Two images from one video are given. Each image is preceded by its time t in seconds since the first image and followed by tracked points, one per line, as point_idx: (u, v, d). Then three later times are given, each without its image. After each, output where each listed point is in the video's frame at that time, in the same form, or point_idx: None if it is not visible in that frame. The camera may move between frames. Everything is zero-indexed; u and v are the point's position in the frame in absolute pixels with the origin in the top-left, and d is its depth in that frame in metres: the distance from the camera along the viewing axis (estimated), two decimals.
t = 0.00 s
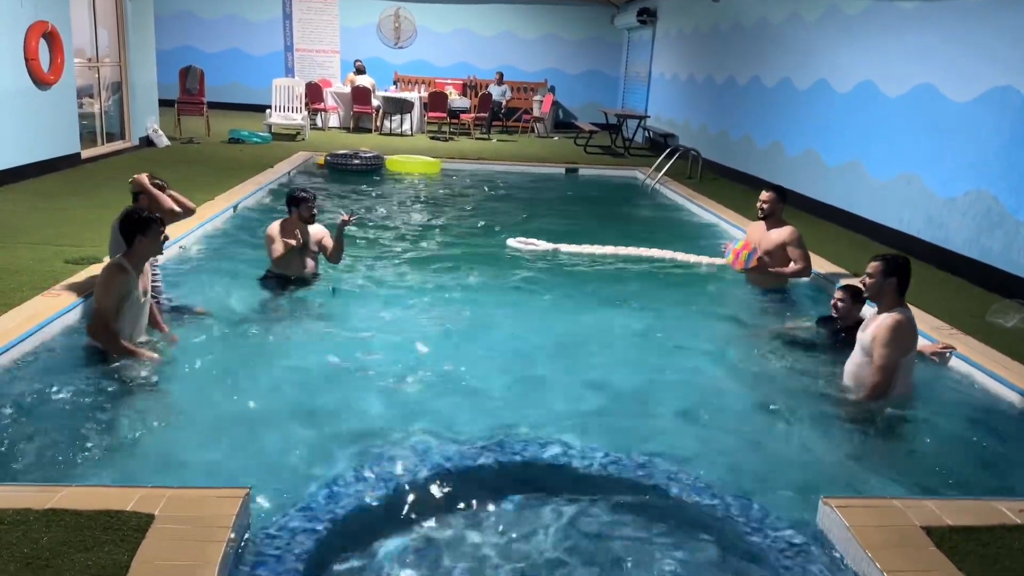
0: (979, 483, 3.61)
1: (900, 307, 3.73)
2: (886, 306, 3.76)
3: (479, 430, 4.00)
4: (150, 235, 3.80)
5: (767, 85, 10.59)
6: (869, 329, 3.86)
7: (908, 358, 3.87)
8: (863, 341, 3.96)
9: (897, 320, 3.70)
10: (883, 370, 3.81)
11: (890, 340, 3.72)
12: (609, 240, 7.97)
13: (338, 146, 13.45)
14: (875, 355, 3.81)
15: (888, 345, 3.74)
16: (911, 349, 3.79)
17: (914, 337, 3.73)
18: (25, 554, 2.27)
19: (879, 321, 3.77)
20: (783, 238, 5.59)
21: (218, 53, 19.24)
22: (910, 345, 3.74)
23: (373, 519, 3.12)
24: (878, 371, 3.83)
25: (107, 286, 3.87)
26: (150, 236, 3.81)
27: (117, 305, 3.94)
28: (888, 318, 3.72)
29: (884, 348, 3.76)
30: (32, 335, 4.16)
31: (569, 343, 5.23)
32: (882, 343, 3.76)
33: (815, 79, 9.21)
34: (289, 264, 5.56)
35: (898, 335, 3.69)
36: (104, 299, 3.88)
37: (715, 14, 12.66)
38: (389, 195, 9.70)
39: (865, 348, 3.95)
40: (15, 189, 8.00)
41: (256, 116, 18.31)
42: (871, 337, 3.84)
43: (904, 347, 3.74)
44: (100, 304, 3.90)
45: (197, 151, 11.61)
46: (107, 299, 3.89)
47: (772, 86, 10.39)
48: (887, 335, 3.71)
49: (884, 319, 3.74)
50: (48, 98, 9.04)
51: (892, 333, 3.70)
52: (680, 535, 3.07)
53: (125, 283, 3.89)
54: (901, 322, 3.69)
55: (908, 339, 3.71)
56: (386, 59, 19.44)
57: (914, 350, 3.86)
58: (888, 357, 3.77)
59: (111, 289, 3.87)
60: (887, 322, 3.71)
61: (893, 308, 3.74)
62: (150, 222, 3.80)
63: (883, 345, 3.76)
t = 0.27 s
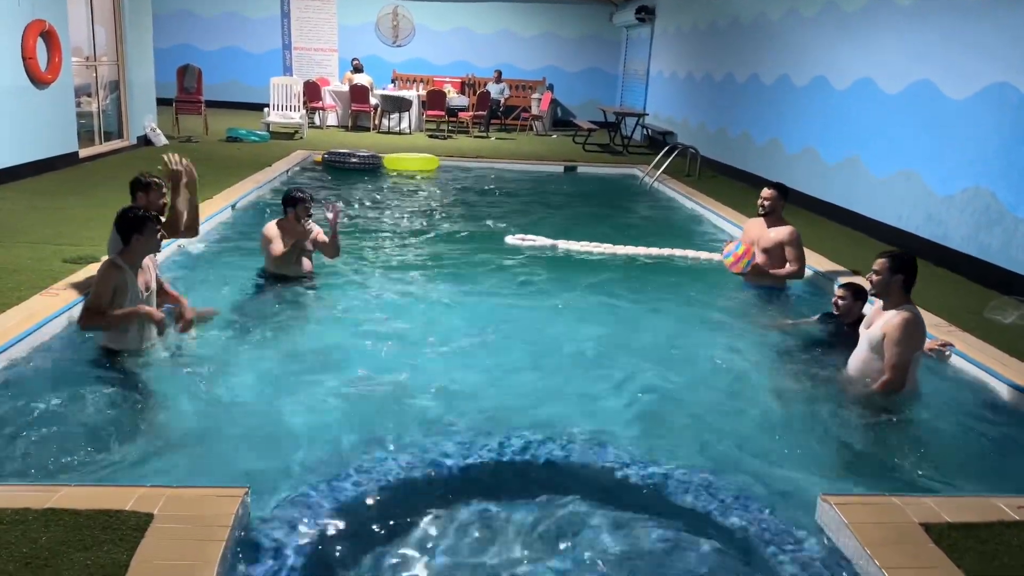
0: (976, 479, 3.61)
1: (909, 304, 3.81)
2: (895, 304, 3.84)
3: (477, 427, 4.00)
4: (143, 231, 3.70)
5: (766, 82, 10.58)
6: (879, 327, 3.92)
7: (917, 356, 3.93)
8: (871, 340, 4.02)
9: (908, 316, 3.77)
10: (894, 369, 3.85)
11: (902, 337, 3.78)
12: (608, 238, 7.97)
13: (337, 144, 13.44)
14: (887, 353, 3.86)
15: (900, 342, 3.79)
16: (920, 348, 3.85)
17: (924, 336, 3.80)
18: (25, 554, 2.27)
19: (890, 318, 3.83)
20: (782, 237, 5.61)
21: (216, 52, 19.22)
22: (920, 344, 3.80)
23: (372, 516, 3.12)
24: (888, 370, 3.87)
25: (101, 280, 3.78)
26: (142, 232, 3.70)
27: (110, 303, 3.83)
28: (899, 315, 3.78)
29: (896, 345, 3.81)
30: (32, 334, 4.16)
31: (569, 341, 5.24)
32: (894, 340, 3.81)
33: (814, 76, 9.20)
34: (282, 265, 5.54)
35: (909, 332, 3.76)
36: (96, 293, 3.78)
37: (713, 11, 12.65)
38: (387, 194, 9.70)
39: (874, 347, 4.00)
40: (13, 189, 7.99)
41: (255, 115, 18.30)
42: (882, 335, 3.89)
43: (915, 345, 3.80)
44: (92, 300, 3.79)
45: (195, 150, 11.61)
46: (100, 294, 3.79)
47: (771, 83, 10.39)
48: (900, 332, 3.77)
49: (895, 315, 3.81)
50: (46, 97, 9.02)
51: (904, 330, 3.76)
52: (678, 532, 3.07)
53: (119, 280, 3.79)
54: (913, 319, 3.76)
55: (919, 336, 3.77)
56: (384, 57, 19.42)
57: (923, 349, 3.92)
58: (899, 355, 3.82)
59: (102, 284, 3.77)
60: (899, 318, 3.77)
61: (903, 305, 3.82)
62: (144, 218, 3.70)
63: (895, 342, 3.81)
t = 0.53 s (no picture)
0: (974, 477, 3.62)
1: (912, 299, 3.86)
2: (899, 300, 3.89)
3: (475, 426, 4.00)
4: (135, 230, 3.68)
5: (763, 81, 10.59)
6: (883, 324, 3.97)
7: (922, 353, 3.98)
8: (875, 336, 4.07)
9: (913, 311, 3.82)
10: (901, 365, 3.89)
11: (907, 332, 3.82)
12: (606, 237, 7.97)
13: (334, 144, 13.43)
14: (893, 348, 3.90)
15: (905, 337, 3.84)
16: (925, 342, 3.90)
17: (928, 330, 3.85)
18: (23, 554, 2.27)
19: (894, 314, 3.88)
20: (779, 234, 5.61)
21: (213, 51, 19.21)
22: (925, 338, 3.85)
23: (370, 515, 3.12)
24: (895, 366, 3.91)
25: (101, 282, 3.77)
26: (135, 231, 3.68)
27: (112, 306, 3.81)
28: (903, 310, 3.83)
29: (901, 340, 3.86)
30: (28, 335, 4.15)
31: (567, 340, 5.23)
32: (900, 335, 3.86)
33: (811, 75, 9.20)
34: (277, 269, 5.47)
35: (914, 327, 3.80)
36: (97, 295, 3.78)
37: (711, 10, 12.66)
38: (385, 193, 9.70)
39: (879, 344, 4.05)
40: (10, 188, 7.98)
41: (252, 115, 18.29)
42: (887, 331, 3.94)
43: (920, 339, 3.84)
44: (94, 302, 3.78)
45: (192, 149, 11.59)
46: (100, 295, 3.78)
47: (768, 82, 10.39)
48: (905, 327, 3.81)
49: (898, 311, 3.86)
50: (42, 96, 9.01)
51: (908, 325, 3.81)
52: (676, 530, 3.08)
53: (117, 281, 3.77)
54: (917, 313, 3.81)
55: (924, 331, 3.82)
56: (381, 56, 19.41)
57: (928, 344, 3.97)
58: (905, 351, 3.86)
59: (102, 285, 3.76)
60: (903, 314, 3.82)
61: (906, 301, 3.87)
62: (135, 216, 3.68)
63: (900, 337, 3.86)
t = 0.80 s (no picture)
0: (969, 475, 3.63)
1: (918, 298, 3.87)
2: (904, 299, 3.90)
3: (471, 425, 4.00)
4: (144, 231, 3.65)
5: (758, 81, 10.60)
6: (888, 323, 3.97)
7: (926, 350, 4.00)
8: (879, 336, 4.06)
9: (919, 309, 3.83)
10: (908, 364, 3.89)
11: (915, 330, 3.83)
12: (602, 237, 7.97)
13: (330, 143, 13.41)
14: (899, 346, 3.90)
15: (912, 336, 3.84)
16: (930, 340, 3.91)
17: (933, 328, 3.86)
18: (18, 553, 2.26)
19: (900, 313, 3.89)
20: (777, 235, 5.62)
21: (208, 51, 19.18)
22: (931, 336, 3.86)
23: (366, 514, 3.12)
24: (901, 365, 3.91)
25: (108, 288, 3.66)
26: (145, 232, 3.65)
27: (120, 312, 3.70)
28: (910, 309, 3.84)
29: (908, 338, 3.86)
30: (20, 336, 4.13)
31: (562, 339, 5.23)
32: (907, 333, 3.86)
33: (807, 75, 9.22)
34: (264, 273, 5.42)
35: (921, 325, 3.81)
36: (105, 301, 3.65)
37: (707, 10, 12.68)
38: (381, 193, 9.69)
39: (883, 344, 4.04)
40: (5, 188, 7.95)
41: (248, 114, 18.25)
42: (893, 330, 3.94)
43: (927, 338, 3.85)
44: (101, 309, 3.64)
45: (188, 149, 11.57)
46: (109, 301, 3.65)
47: (763, 81, 10.41)
48: (912, 325, 3.82)
49: (905, 310, 3.86)
50: (37, 96, 8.99)
51: (916, 323, 3.82)
52: (672, 528, 3.08)
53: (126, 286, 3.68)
54: (924, 311, 3.82)
55: (931, 329, 3.83)
56: (378, 56, 19.39)
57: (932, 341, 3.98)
58: (913, 350, 3.86)
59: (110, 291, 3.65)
60: (911, 312, 3.83)
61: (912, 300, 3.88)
62: (144, 217, 3.67)
63: (908, 336, 3.86)
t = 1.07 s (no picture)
0: (964, 476, 3.64)
1: (923, 295, 3.92)
2: (909, 295, 3.95)
3: (466, 426, 4.00)
4: (150, 236, 3.62)
5: (754, 82, 10.62)
6: (894, 320, 4.04)
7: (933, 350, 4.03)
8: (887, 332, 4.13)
9: (923, 307, 3.88)
10: (910, 361, 3.94)
11: (917, 327, 3.88)
12: (598, 238, 7.98)
13: (326, 145, 13.39)
14: (902, 343, 3.96)
15: (914, 333, 3.90)
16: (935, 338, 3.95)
17: (938, 326, 3.90)
18: (13, 555, 2.26)
19: (904, 310, 3.95)
20: (775, 237, 5.63)
21: (204, 51, 19.15)
22: (935, 334, 3.90)
23: (362, 516, 3.11)
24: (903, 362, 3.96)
25: (116, 296, 3.64)
26: (151, 237, 3.62)
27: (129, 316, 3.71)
28: (913, 306, 3.89)
29: (911, 335, 3.91)
30: (14, 339, 4.11)
31: (558, 340, 5.23)
32: (910, 330, 3.92)
33: (802, 76, 9.24)
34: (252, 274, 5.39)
35: (924, 322, 3.86)
36: (116, 309, 3.65)
37: (702, 12, 12.70)
38: (377, 194, 9.68)
39: (891, 339, 4.11)
40: None
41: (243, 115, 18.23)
42: (897, 327, 4.00)
43: (930, 335, 3.89)
44: (112, 317, 3.65)
45: (183, 150, 11.54)
46: (118, 309, 3.65)
47: (759, 83, 10.43)
48: (915, 322, 3.87)
49: (909, 307, 3.92)
50: (32, 97, 8.97)
51: (918, 320, 3.87)
52: (668, 529, 3.08)
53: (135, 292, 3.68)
54: (927, 309, 3.87)
55: (934, 327, 3.88)
56: (374, 57, 19.38)
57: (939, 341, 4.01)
58: (914, 347, 3.92)
59: (119, 298, 3.64)
60: (913, 309, 3.88)
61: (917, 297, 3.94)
62: (149, 220, 3.63)
63: (911, 332, 3.91)
